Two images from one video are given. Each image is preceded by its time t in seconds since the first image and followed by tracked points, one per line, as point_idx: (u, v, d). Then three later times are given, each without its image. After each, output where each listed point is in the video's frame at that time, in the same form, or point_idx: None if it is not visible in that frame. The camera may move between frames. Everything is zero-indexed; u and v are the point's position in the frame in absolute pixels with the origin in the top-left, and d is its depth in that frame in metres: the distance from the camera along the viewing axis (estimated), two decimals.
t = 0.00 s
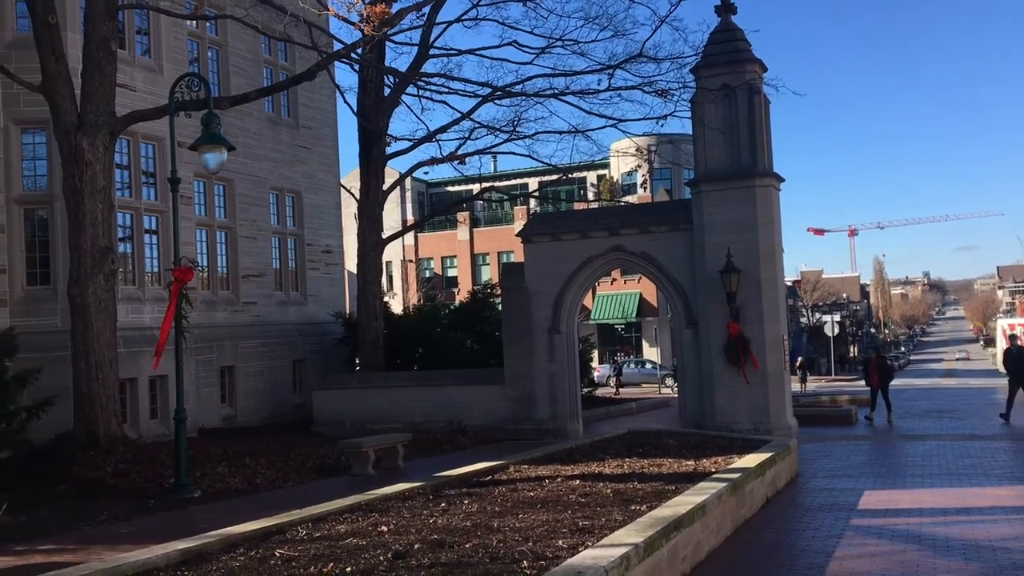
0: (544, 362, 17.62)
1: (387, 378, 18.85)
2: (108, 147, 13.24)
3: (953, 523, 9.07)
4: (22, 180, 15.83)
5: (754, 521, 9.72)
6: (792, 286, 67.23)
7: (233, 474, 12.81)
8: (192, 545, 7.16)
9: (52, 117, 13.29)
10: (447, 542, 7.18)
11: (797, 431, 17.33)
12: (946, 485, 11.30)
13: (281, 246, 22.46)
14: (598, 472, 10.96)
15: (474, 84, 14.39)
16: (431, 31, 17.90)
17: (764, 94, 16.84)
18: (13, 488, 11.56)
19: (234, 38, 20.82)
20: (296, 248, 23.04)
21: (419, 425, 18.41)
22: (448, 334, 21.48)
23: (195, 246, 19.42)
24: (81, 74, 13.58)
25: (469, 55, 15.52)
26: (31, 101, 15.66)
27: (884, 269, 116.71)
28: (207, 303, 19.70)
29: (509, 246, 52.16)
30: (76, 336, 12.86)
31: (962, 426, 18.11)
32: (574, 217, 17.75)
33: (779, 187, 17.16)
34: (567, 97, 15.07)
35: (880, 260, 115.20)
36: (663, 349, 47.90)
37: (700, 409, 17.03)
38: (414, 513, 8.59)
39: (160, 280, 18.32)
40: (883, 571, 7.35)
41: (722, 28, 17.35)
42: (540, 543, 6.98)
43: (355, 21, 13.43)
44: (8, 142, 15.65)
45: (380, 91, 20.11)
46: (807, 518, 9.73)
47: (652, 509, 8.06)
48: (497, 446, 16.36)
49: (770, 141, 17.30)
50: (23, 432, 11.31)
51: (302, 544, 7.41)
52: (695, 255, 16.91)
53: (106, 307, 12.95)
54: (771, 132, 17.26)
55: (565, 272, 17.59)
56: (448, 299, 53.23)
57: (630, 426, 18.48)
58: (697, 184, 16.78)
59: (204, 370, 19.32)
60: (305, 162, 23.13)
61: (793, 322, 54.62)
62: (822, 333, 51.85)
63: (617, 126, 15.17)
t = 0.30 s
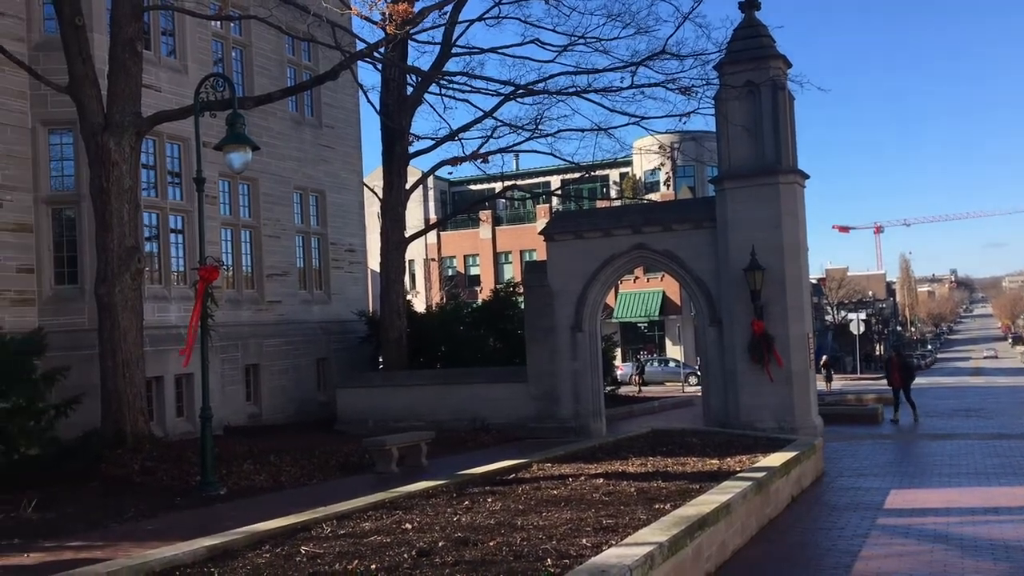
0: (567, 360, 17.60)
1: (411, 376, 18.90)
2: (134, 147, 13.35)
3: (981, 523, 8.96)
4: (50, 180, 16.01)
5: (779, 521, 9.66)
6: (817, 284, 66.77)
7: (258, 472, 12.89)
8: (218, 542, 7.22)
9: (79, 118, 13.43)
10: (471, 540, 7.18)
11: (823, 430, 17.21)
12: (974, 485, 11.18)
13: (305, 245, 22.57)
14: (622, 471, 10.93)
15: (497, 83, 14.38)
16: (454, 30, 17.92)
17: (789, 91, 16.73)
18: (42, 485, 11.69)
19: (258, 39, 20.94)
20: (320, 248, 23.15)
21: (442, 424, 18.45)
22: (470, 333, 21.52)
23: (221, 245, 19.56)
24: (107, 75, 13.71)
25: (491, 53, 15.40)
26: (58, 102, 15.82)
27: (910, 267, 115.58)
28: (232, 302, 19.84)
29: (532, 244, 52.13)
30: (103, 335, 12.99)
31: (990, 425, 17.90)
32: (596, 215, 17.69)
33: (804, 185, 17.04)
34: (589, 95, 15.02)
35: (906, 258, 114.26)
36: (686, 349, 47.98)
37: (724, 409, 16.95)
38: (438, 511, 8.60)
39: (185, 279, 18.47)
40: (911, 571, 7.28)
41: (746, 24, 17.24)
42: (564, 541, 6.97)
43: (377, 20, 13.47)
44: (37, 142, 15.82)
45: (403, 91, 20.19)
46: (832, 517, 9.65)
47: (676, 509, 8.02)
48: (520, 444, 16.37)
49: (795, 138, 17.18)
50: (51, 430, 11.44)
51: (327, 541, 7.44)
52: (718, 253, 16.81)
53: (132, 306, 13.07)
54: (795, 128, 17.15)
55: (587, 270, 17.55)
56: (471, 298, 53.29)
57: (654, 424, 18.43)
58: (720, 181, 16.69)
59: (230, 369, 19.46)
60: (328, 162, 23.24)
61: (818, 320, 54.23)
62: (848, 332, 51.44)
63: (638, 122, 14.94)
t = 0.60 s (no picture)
0: (595, 359, 17.57)
1: (439, 374, 18.94)
2: (166, 148, 13.50)
3: (1017, 523, 8.83)
4: (84, 180, 16.22)
5: (810, 519, 9.58)
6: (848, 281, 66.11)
7: (288, 469, 12.99)
8: (249, 538, 7.28)
9: (111, 119, 13.59)
10: (500, 538, 7.19)
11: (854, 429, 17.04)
12: (1009, 484, 11.00)
13: (334, 243, 22.70)
14: (651, 469, 10.89)
15: (524, 81, 14.38)
16: (481, 28, 17.93)
17: (819, 86, 16.57)
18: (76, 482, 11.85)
19: (287, 39, 21.09)
20: (349, 246, 23.27)
21: (470, 422, 18.48)
22: (498, 330, 21.53)
23: (251, 244, 19.72)
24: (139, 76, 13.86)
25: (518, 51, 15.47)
26: (91, 103, 16.03)
27: (943, 264, 114.10)
28: (262, 300, 20.01)
29: (559, 242, 52.06)
30: (136, 333, 13.14)
31: None
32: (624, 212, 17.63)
33: (834, 181, 16.88)
34: (617, 92, 14.98)
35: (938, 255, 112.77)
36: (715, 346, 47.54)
37: (754, 407, 16.83)
38: (466, 509, 8.62)
39: (216, 277, 18.64)
40: (944, 571, 7.19)
41: (775, 19, 17.10)
42: (593, 540, 6.96)
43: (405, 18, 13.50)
44: (70, 143, 16.03)
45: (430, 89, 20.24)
46: (864, 517, 9.55)
47: (705, 507, 7.98)
48: (549, 443, 16.36)
49: (825, 133, 17.02)
50: (85, 427, 11.59)
51: (357, 538, 7.48)
52: (747, 251, 16.68)
53: (164, 305, 13.21)
54: (825, 124, 16.99)
55: (615, 268, 17.49)
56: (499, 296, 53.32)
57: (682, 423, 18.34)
58: (749, 178, 16.56)
59: (260, 367, 19.62)
60: (356, 161, 23.35)
61: (849, 318, 53.72)
62: (879, 329, 50.88)
63: (668, 119, 15.77)
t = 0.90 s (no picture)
0: (622, 357, 17.53)
1: (466, 372, 18.98)
2: (196, 148, 13.63)
3: None
4: (115, 181, 16.43)
5: (840, 519, 9.50)
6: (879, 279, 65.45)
7: (317, 466, 13.08)
8: (279, 534, 7.35)
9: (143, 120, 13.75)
10: (528, 536, 7.20)
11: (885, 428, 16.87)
12: None
13: (362, 242, 22.81)
14: (679, 468, 10.85)
15: (550, 79, 14.35)
16: (507, 26, 17.93)
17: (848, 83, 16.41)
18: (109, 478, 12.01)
19: (314, 39, 21.21)
20: (376, 245, 23.38)
21: (497, 420, 18.51)
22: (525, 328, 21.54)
23: (280, 243, 19.87)
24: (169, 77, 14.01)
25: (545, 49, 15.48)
26: (123, 104, 16.22)
27: (975, 262, 112.62)
28: (291, 299, 20.16)
29: (586, 240, 51.97)
30: (167, 332, 13.28)
31: None
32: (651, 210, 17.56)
33: (864, 177, 16.71)
34: (644, 89, 14.91)
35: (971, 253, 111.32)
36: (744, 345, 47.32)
37: (783, 406, 16.70)
38: (494, 507, 8.63)
39: (245, 276, 18.80)
40: (978, 572, 7.11)
41: (804, 15, 16.95)
42: (621, 538, 6.94)
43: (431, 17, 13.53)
44: (102, 143, 16.24)
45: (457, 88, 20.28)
46: (896, 516, 9.46)
47: (735, 506, 7.94)
48: (576, 441, 16.35)
49: (856, 130, 16.86)
50: (118, 424, 11.74)
51: (386, 535, 7.52)
52: (776, 248, 16.55)
53: (195, 304, 13.35)
54: (855, 120, 16.83)
55: (642, 266, 17.43)
56: (525, 294, 53.34)
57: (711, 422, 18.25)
58: (778, 175, 16.44)
59: (289, 364, 19.78)
60: (384, 160, 23.45)
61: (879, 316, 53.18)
62: (910, 328, 50.32)
63: (696, 116, 14.36)
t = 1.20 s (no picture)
0: (644, 356, 17.47)
1: (487, 371, 19.00)
2: (219, 148, 13.72)
3: None
4: (140, 181, 16.56)
5: (865, 519, 9.43)
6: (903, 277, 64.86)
7: (340, 464, 13.14)
8: (303, 532, 7.39)
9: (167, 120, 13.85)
10: (550, 535, 7.20)
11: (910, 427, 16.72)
12: None
13: (383, 241, 22.87)
14: (701, 467, 10.80)
15: (571, 77, 14.33)
16: (528, 25, 17.93)
17: (872, 79, 16.29)
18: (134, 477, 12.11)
19: (336, 39, 21.30)
20: (398, 245, 23.44)
21: (518, 419, 18.51)
22: (546, 327, 21.53)
23: (302, 243, 19.96)
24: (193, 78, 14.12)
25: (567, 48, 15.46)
26: (147, 105, 16.36)
27: (1002, 259, 111.33)
28: (313, 298, 20.26)
29: (607, 239, 51.85)
30: (191, 331, 13.38)
31: None
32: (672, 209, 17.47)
33: (889, 175, 16.58)
34: (666, 87, 14.86)
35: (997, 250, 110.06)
36: (766, 343, 46.94)
37: (806, 405, 16.58)
38: (516, 506, 8.64)
39: (268, 276, 18.91)
40: (1005, 573, 7.03)
41: (827, 11, 16.83)
42: (644, 538, 6.93)
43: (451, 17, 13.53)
44: (127, 144, 16.38)
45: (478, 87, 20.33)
46: (922, 517, 9.38)
47: (758, 506, 7.90)
48: (597, 440, 16.32)
49: (879, 127, 16.73)
50: (142, 422, 11.84)
51: (408, 533, 7.55)
52: (799, 246, 16.44)
53: (218, 303, 13.45)
54: (879, 117, 16.70)
55: (664, 265, 17.35)
56: (546, 293, 53.30)
57: (733, 421, 18.15)
58: (801, 173, 16.32)
59: (311, 363, 19.87)
60: (405, 159, 23.50)
61: (904, 314, 52.72)
62: (935, 326, 49.84)
63: (716, 112, 14.35)
